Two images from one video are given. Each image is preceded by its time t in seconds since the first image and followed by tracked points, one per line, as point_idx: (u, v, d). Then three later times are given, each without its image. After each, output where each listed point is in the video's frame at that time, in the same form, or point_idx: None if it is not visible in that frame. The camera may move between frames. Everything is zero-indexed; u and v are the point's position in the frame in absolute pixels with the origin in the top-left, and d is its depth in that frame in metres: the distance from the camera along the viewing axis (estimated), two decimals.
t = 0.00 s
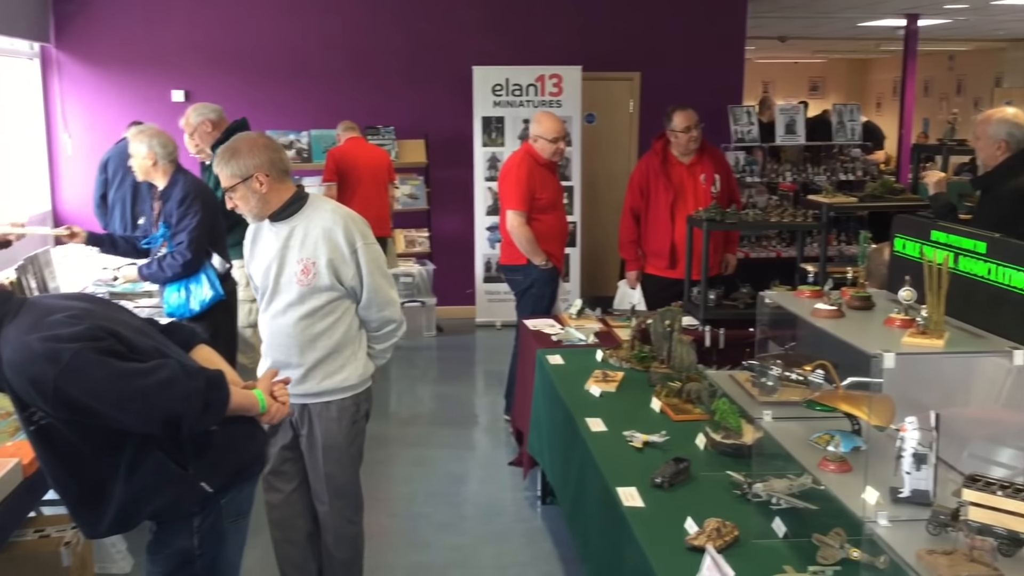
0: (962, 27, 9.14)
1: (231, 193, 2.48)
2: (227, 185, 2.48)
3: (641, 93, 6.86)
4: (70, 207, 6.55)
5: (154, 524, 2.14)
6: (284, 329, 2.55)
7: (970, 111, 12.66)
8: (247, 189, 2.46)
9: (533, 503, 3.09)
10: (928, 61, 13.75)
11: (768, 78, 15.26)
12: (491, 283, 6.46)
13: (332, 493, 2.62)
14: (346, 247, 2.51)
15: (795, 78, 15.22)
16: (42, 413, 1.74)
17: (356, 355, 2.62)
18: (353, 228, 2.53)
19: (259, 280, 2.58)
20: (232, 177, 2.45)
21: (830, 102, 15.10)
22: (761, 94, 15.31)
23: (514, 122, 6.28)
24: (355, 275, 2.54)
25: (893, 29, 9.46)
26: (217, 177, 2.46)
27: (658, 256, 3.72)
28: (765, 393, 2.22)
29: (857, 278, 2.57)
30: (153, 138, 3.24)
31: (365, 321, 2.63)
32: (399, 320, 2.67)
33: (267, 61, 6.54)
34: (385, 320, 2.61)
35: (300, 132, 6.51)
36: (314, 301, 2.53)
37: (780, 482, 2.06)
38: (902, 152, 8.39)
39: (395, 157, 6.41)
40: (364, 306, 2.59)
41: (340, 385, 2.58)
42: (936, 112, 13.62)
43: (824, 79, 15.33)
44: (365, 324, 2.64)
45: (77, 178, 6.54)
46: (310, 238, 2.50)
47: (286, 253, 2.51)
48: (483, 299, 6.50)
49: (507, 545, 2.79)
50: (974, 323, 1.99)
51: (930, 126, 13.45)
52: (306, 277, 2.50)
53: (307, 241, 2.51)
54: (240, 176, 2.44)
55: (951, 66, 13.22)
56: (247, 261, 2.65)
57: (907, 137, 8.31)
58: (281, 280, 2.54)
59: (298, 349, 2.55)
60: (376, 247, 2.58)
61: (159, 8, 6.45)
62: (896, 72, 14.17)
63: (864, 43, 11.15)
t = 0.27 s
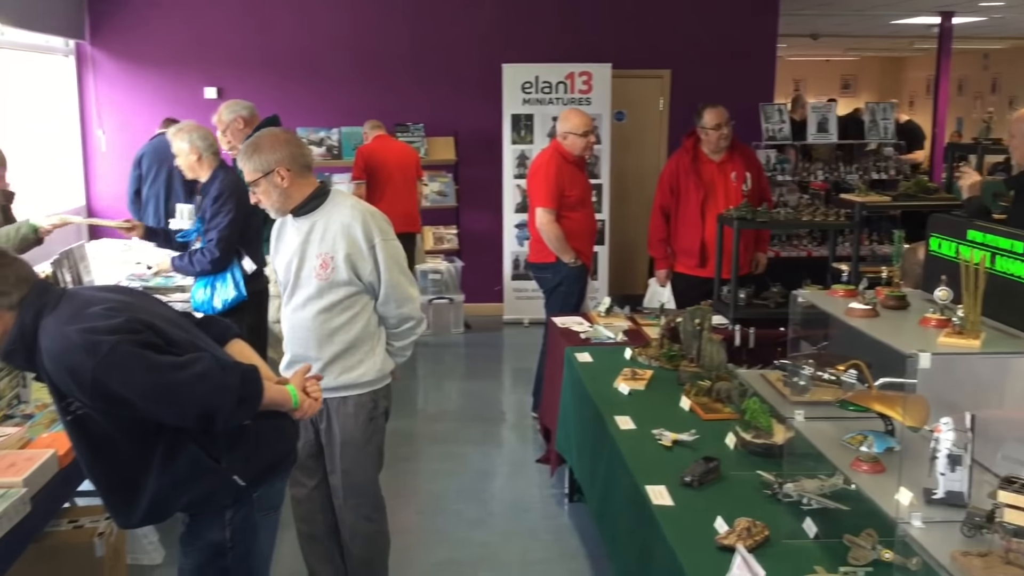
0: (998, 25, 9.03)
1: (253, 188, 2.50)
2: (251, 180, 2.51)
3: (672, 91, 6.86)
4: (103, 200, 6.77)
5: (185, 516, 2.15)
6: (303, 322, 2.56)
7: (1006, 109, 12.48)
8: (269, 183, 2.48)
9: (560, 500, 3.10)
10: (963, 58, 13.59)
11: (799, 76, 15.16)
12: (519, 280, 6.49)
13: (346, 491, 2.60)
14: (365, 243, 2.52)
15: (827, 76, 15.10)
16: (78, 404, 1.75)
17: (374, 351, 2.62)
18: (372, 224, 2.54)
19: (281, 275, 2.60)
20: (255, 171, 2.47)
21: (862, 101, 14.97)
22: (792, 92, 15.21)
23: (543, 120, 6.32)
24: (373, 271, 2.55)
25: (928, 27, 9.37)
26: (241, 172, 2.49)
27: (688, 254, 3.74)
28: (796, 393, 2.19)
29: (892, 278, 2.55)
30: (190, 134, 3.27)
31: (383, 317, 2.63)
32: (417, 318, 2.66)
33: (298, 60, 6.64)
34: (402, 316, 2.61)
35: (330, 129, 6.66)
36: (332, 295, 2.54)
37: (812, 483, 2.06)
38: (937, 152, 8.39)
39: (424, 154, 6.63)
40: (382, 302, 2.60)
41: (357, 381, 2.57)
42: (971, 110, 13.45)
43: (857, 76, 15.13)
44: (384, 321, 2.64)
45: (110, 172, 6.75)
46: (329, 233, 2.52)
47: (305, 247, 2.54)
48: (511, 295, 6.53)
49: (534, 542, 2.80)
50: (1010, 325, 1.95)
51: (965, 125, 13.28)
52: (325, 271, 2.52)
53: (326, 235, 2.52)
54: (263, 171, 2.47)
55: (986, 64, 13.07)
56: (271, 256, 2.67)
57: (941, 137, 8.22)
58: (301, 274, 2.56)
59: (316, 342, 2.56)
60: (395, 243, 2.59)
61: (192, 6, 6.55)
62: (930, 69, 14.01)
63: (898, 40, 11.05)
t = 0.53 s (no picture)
0: None
1: (284, 179, 2.51)
2: (281, 172, 2.52)
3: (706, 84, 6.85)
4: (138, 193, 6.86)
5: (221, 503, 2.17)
6: (330, 313, 2.56)
7: None
8: (298, 175, 2.49)
9: (590, 493, 3.10)
10: (1002, 51, 13.39)
11: (834, 69, 15.03)
12: (551, 273, 6.57)
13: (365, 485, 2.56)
14: (392, 234, 2.50)
15: (862, 69, 14.94)
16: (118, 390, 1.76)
17: (401, 344, 2.60)
18: (400, 215, 2.52)
19: (311, 266, 2.61)
20: (285, 163, 2.48)
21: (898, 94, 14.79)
22: (826, 85, 15.07)
23: (576, 113, 6.36)
24: (400, 263, 2.53)
25: (966, 20, 9.25)
26: (272, 162, 2.51)
27: (722, 248, 3.74)
28: (833, 389, 2.16)
29: (933, 273, 2.52)
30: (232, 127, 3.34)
31: (410, 310, 2.61)
32: (445, 311, 2.63)
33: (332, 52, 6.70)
34: (429, 309, 2.59)
35: (364, 121, 6.65)
36: (359, 287, 2.53)
37: (847, 479, 2.04)
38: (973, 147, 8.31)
39: (456, 147, 6.59)
40: (409, 295, 2.58)
41: (383, 372, 2.56)
42: (1010, 104, 13.25)
43: (893, 70, 15.08)
44: (411, 313, 2.62)
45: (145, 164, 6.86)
46: (356, 225, 2.51)
47: (334, 239, 2.53)
48: (543, 289, 6.59)
49: (564, 535, 2.80)
50: None
51: (1004, 120, 13.09)
52: (352, 263, 2.51)
53: (354, 227, 2.51)
54: (293, 163, 2.48)
55: None
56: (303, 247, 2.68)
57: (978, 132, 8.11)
58: (329, 266, 2.55)
59: (343, 333, 2.55)
60: (423, 235, 2.56)
61: None
62: (968, 62, 13.83)
63: (936, 33, 10.91)
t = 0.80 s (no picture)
0: None
1: (315, 172, 2.51)
2: (312, 165, 2.52)
3: (739, 77, 6.81)
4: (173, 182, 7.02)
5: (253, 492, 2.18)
6: (360, 306, 2.56)
7: None
8: (329, 168, 2.48)
9: (620, 488, 3.10)
10: None
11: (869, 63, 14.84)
12: (581, 268, 6.60)
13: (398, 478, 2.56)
14: (420, 227, 2.49)
15: (897, 63, 14.74)
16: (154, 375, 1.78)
17: (430, 336, 2.59)
18: (429, 208, 2.51)
19: (343, 259, 2.61)
20: (316, 156, 2.48)
21: (934, 88, 14.56)
22: (861, 79, 14.89)
23: (607, 106, 6.43)
24: (428, 256, 2.52)
25: (1005, 13, 9.09)
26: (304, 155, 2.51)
27: (755, 243, 3.74)
28: (867, 385, 2.13)
29: (970, 269, 2.50)
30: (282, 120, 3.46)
31: (440, 303, 2.60)
32: (474, 305, 2.62)
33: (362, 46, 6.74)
34: (458, 302, 2.57)
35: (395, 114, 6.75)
36: (389, 280, 2.53)
37: (880, 476, 2.03)
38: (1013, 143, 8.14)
39: (487, 140, 6.70)
40: (438, 288, 2.57)
41: (412, 365, 2.55)
42: None
43: (928, 64, 14.71)
44: (440, 306, 2.61)
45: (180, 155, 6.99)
46: (386, 218, 2.51)
47: (364, 232, 2.53)
48: (572, 283, 6.63)
49: (593, 529, 2.81)
50: None
51: None
52: (382, 256, 2.51)
53: (384, 220, 2.51)
54: (324, 156, 2.47)
55: None
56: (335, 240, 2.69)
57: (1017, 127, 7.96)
58: (359, 258, 2.55)
59: (372, 325, 2.55)
60: (452, 228, 2.55)
61: None
62: (1007, 56, 13.58)
63: (975, 27, 10.74)
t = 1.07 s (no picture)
0: None
1: (349, 166, 2.52)
2: (347, 159, 2.53)
3: (773, 72, 6.84)
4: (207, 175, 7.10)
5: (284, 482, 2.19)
6: (393, 299, 2.58)
7: None
8: (363, 162, 2.49)
9: (650, 484, 3.11)
10: None
11: (903, 59, 14.68)
12: (611, 263, 6.63)
13: (430, 470, 2.57)
14: (452, 222, 2.50)
15: (932, 59, 14.56)
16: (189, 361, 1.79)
17: (462, 331, 2.59)
18: (460, 202, 2.51)
19: (377, 252, 2.63)
20: (351, 150, 2.49)
21: (970, 86, 14.36)
22: (895, 75, 14.74)
23: (639, 101, 6.42)
24: (461, 250, 2.52)
25: None
26: (338, 150, 2.52)
27: (789, 240, 3.76)
28: (905, 384, 2.12)
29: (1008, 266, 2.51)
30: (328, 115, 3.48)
31: (472, 297, 2.60)
32: (507, 299, 2.63)
33: (394, 42, 6.80)
34: (490, 296, 2.58)
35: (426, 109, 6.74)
36: (421, 274, 2.54)
37: (915, 475, 2.01)
38: None
39: (518, 135, 6.67)
40: (470, 283, 2.57)
41: (444, 359, 2.56)
42: None
43: (965, 59, 14.59)
44: (473, 301, 2.62)
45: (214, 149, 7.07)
46: (419, 211, 2.51)
47: (397, 226, 2.54)
48: (602, 279, 6.67)
49: (623, 524, 2.83)
50: None
51: None
52: (414, 250, 2.52)
53: (417, 214, 2.52)
54: (358, 150, 2.48)
55: None
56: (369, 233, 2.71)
57: None
58: (392, 252, 2.57)
59: (405, 319, 2.56)
60: (484, 223, 2.55)
61: None
62: None
63: (1013, 23, 10.58)
